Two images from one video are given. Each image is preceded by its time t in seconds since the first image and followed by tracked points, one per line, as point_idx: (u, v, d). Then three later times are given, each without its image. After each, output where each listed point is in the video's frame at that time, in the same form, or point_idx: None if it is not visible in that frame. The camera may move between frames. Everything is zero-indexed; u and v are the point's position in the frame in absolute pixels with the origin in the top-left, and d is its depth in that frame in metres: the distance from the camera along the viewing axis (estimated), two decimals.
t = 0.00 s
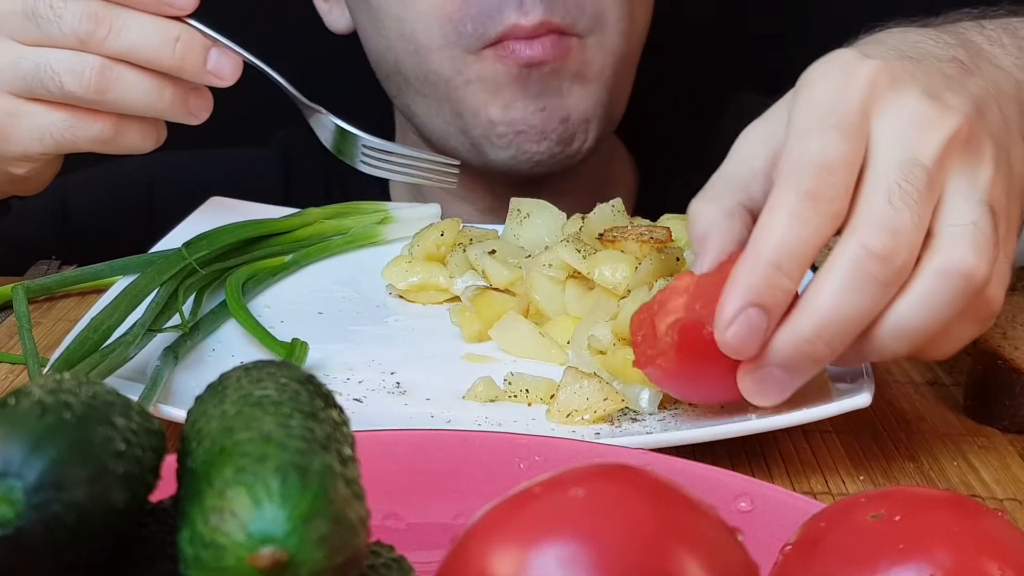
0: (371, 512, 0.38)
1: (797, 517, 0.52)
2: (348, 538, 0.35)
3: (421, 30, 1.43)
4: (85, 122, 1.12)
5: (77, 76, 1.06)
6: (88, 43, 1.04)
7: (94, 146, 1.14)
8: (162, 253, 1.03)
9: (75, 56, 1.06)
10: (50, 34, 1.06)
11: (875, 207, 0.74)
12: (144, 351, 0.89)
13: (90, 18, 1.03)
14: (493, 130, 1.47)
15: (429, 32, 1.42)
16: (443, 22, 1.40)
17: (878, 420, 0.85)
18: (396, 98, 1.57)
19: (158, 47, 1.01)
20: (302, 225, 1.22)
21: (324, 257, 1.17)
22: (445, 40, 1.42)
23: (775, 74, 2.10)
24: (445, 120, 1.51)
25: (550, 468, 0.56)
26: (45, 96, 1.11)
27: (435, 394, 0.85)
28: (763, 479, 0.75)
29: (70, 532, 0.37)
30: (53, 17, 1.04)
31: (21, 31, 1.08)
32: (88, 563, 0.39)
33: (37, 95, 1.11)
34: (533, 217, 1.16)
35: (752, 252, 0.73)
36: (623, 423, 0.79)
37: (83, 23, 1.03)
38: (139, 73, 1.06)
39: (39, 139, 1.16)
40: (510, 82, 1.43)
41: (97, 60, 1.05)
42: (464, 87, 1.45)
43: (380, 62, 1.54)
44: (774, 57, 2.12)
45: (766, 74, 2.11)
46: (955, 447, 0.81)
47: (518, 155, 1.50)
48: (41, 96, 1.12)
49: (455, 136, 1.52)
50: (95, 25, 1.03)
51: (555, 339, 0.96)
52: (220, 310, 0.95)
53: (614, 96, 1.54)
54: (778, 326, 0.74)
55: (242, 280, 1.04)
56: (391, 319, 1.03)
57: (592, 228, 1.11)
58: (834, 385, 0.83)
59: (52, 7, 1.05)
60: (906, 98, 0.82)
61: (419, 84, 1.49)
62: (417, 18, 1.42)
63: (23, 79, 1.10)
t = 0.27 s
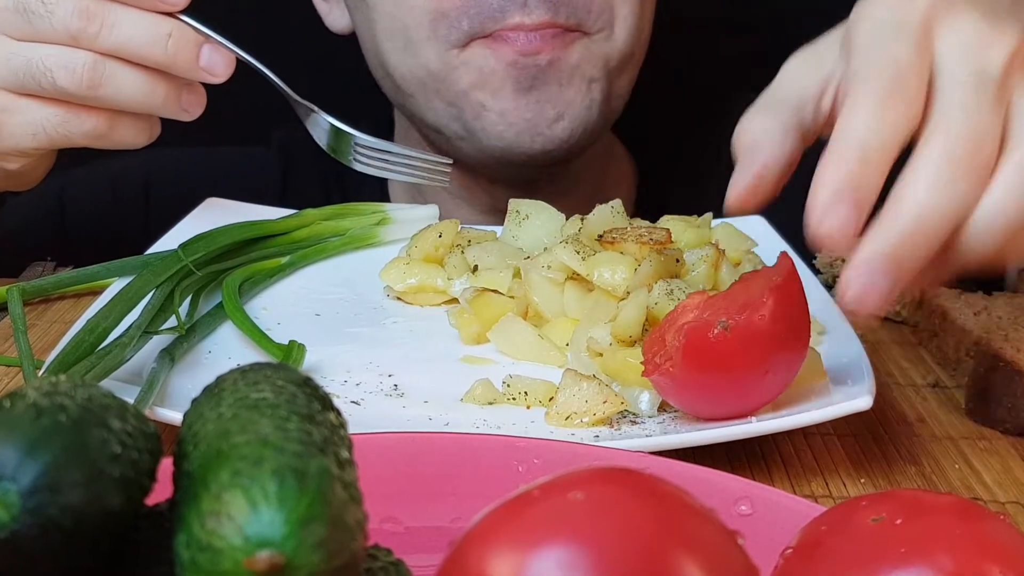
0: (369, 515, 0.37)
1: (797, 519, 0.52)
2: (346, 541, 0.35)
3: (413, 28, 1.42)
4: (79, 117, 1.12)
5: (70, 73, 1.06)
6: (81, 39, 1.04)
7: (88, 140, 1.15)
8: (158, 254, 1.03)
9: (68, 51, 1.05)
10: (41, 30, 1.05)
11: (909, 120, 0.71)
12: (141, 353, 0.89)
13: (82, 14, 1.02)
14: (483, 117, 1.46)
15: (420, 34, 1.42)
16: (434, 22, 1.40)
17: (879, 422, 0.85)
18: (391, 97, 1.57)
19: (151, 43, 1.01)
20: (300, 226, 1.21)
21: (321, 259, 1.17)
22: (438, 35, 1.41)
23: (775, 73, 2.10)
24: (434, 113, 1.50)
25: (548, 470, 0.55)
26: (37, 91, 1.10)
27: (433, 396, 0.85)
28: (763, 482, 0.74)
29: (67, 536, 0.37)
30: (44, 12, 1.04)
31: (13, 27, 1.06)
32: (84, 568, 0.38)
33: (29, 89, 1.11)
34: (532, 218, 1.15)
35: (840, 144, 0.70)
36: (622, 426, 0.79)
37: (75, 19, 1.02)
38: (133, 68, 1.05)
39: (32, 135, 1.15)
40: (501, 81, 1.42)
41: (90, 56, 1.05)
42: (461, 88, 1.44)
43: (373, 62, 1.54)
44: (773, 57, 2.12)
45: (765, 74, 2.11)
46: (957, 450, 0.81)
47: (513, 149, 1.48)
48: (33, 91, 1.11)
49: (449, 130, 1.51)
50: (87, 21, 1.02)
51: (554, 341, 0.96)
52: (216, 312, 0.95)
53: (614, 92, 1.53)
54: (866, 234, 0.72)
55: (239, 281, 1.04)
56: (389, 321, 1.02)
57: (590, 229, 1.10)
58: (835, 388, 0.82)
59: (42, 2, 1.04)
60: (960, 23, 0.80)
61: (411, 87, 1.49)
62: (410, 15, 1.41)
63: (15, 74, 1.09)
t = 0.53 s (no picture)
0: (366, 519, 0.37)
1: (798, 523, 0.52)
2: (343, 545, 0.34)
3: (459, 40, 1.40)
4: (77, 112, 1.11)
5: (68, 67, 1.06)
6: (80, 32, 1.04)
7: (87, 136, 1.14)
8: (154, 256, 1.02)
9: (67, 45, 1.05)
10: (40, 24, 1.05)
11: None
12: (137, 356, 0.88)
13: (82, 8, 1.02)
14: (549, 131, 1.44)
15: (450, 47, 1.42)
16: (494, 40, 1.38)
17: (880, 425, 0.84)
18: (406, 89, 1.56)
19: (150, 36, 1.01)
20: (297, 228, 1.21)
21: (319, 260, 1.17)
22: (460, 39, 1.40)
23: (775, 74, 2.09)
24: (481, 124, 1.49)
25: (547, 474, 0.55)
26: (36, 86, 1.10)
27: (431, 399, 0.84)
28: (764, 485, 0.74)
29: (61, 540, 0.36)
30: (43, 5, 1.03)
31: (12, 21, 1.06)
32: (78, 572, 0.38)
33: (28, 84, 1.10)
34: (531, 220, 1.15)
35: None
36: (621, 429, 0.79)
37: (75, 12, 1.03)
38: (132, 62, 1.06)
39: (30, 131, 1.15)
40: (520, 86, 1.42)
41: (89, 50, 1.05)
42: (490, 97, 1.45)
43: (407, 74, 1.51)
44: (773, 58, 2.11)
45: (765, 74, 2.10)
46: (958, 453, 0.81)
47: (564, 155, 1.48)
48: (32, 86, 1.10)
49: (498, 137, 1.50)
50: (87, 15, 1.02)
51: (553, 343, 0.96)
52: (213, 314, 0.95)
53: (655, 96, 1.53)
54: None
55: (236, 283, 1.03)
56: (387, 323, 1.02)
57: (589, 231, 1.10)
58: (835, 391, 0.82)
59: None
60: None
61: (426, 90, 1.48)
62: (444, 25, 1.40)
63: (12, 68, 1.08)
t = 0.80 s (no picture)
0: (364, 522, 0.37)
1: (798, 526, 0.51)
2: (341, 549, 0.34)
3: (479, 44, 1.40)
4: (103, 111, 1.11)
5: (96, 64, 1.05)
6: (108, 28, 1.04)
7: (114, 135, 1.13)
8: (149, 258, 1.02)
9: (94, 42, 1.05)
10: (67, 21, 1.05)
11: None
12: (132, 358, 0.88)
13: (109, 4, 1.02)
14: (572, 144, 1.44)
15: (468, 49, 1.42)
16: (521, 50, 1.38)
17: (881, 428, 0.84)
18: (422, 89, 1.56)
19: (178, 32, 1.01)
20: (294, 229, 1.21)
21: (316, 261, 1.16)
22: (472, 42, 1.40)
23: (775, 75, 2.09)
24: (500, 133, 1.50)
25: (546, 476, 0.55)
26: (62, 83, 1.10)
27: (429, 401, 0.84)
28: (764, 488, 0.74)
29: (56, 544, 0.36)
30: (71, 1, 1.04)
31: (39, 19, 1.06)
32: None
33: (54, 82, 1.10)
34: (529, 221, 1.15)
35: None
36: (621, 432, 0.78)
37: (102, 8, 1.02)
38: (159, 59, 1.05)
39: (55, 130, 1.15)
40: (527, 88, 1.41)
41: (117, 47, 1.05)
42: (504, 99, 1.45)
43: (429, 77, 1.51)
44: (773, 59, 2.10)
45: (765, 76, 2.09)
46: (960, 456, 0.80)
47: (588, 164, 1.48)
48: (59, 84, 1.10)
49: (519, 148, 1.50)
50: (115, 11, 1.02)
51: (552, 345, 0.96)
52: (209, 316, 0.94)
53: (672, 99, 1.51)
54: None
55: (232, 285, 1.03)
56: (384, 325, 1.02)
57: (588, 232, 1.10)
58: (835, 393, 0.82)
59: None
60: None
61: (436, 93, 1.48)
62: (465, 27, 1.40)
63: (40, 66, 1.08)
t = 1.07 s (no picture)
0: (361, 526, 0.36)
1: (799, 530, 0.51)
2: (339, 552, 0.34)
3: (489, 45, 1.40)
4: (100, 112, 1.11)
5: (92, 65, 1.05)
6: (105, 30, 1.03)
7: (110, 136, 1.13)
8: (144, 259, 1.02)
9: (91, 43, 1.05)
10: (64, 21, 1.04)
11: None
12: (128, 360, 0.88)
13: (107, 6, 1.02)
14: (578, 155, 1.44)
15: (475, 50, 1.42)
16: (532, 52, 1.37)
17: (882, 431, 0.84)
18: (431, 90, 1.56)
19: (175, 36, 1.00)
20: (291, 231, 1.20)
21: (313, 263, 1.16)
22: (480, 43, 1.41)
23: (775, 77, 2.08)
24: (509, 137, 1.50)
25: (545, 480, 0.54)
26: (59, 84, 1.09)
27: (427, 404, 0.84)
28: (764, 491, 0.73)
29: (51, 547, 0.36)
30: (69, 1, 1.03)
31: (36, 18, 1.06)
32: None
33: (51, 82, 1.10)
34: (528, 223, 1.14)
35: None
36: (620, 435, 0.78)
37: (100, 10, 1.02)
38: (157, 61, 1.05)
39: (52, 129, 1.15)
40: (530, 86, 1.41)
41: (114, 49, 1.04)
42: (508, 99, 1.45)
43: (439, 78, 1.51)
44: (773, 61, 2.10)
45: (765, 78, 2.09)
46: (962, 459, 0.80)
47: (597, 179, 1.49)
48: (56, 84, 1.10)
49: (525, 153, 1.50)
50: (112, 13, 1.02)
51: (550, 347, 0.95)
52: (205, 318, 0.94)
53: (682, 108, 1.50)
54: None
55: (228, 286, 1.03)
56: (382, 327, 1.01)
57: (587, 234, 1.09)
58: (836, 396, 0.81)
59: None
60: None
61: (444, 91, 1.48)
62: (478, 28, 1.40)
63: (37, 66, 1.08)
